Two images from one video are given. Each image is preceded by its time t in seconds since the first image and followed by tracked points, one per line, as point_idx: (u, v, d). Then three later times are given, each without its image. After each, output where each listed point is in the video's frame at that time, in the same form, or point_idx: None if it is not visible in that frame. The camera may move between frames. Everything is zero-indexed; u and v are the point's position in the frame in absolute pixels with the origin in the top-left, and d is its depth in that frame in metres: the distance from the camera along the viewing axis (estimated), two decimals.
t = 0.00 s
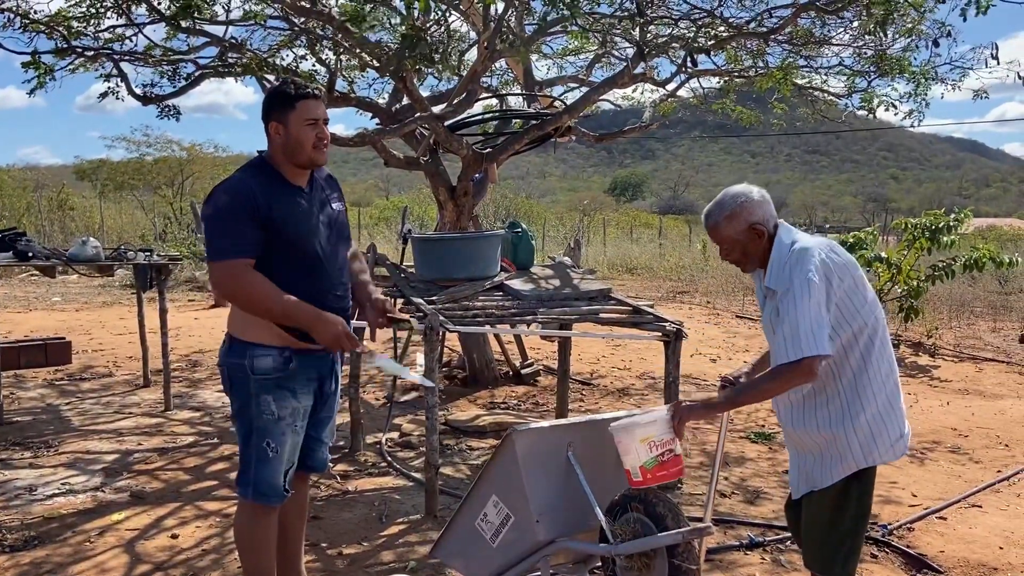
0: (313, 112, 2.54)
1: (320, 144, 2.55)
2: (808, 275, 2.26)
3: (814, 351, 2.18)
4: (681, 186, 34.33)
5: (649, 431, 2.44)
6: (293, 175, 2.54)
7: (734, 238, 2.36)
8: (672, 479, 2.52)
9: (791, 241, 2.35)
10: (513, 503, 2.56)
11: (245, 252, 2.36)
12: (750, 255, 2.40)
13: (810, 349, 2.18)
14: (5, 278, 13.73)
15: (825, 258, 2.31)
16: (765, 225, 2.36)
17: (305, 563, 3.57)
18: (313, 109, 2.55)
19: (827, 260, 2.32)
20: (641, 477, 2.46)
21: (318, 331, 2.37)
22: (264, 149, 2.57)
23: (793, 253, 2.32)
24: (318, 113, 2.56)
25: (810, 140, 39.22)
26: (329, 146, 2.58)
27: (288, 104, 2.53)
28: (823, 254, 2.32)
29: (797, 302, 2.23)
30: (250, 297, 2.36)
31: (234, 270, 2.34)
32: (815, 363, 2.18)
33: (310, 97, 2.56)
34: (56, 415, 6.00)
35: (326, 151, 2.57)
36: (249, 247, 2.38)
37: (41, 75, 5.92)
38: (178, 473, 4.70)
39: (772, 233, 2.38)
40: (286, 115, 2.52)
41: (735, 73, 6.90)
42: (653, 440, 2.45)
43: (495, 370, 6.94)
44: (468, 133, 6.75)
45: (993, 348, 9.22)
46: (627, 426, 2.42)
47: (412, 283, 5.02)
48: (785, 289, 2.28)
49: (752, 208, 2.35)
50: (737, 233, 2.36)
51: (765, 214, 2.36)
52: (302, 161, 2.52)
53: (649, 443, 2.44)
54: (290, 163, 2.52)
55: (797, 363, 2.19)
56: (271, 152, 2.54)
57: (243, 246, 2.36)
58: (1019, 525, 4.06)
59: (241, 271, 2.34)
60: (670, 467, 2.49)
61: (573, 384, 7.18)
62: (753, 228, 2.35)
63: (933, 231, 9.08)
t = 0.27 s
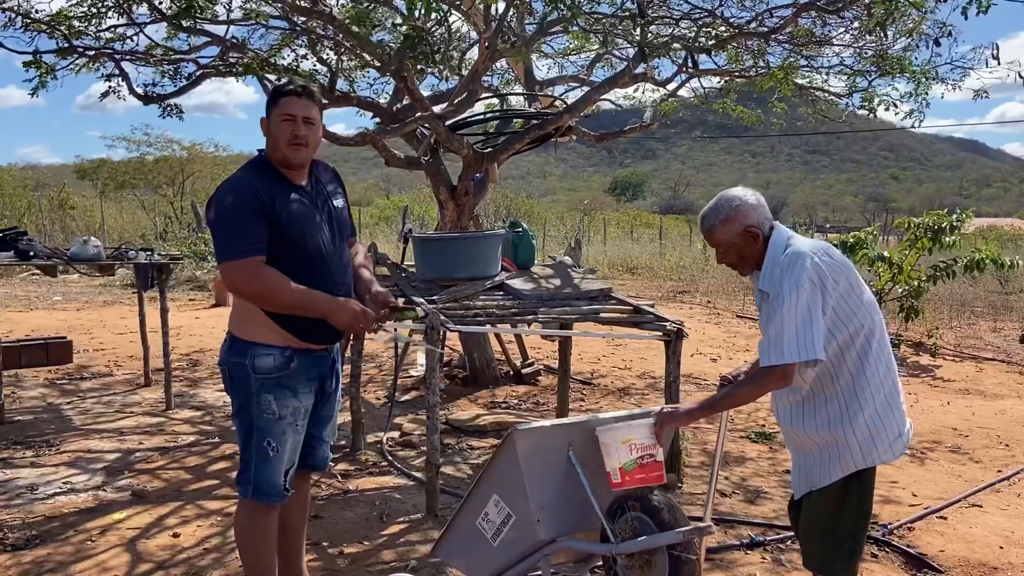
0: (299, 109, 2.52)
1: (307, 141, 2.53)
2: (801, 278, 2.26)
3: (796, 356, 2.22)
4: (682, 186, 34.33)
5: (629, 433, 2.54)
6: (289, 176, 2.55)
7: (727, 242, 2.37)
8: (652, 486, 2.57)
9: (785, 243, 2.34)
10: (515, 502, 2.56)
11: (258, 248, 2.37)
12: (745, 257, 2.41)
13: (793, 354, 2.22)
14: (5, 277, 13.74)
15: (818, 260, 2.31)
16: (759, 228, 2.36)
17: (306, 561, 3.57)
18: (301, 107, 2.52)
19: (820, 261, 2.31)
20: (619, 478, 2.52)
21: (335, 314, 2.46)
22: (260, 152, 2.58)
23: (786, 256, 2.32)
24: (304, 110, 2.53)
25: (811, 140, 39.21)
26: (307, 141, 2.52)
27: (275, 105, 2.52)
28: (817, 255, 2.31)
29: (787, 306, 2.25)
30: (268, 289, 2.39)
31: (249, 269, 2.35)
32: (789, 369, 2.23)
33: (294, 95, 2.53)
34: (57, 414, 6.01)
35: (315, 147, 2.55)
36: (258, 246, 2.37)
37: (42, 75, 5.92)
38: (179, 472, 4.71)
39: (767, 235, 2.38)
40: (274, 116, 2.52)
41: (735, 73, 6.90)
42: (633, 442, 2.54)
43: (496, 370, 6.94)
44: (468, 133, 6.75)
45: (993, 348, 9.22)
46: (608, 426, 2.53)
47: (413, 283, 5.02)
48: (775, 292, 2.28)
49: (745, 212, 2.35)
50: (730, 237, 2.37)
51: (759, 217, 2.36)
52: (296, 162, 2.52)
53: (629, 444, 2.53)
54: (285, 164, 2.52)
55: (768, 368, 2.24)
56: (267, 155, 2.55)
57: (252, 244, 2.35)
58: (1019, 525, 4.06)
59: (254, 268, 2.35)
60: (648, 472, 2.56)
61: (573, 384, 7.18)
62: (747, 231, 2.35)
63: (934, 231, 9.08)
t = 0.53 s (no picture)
0: (299, 107, 2.53)
1: (306, 137, 2.52)
2: (800, 276, 2.27)
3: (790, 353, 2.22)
4: (683, 185, 34.32)
5: (629, 430, 2.55)
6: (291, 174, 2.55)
7: (729, 239, 2.38)
8: (650, 484, 2.58)
9: (787, 241, 2.35)
10: (516, 499, 2.57)
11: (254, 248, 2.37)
12: (746, 254, 2.42)
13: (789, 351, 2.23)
14: (7, 276, 13.75)
15: (819, 258, 2.31)
16: (761, 225, 2.36)
17: (308, 560, 3.58)
18: (301, 105, 2.53)
19: (821, 259, 2.31)
20: (616, 475, 2.53)
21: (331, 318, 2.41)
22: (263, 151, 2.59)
23: (787, 254, 2.32)
24: (303, 108, 2.54)
25: (812, 139, 39.18)
26: (310, 140, 2.53)
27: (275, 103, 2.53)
28: (818, 253, 2.31)
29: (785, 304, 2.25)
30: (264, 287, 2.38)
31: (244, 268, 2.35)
32: (779, 366, 2.24)
33: (294, 93, 2.55)
34: (59, 413, 6.02)
35: (314, 145, 2.55)
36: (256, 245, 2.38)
37: (44, 74, 5.93)
38: (181, 471, 4.72)
39: (769, 233, 2.39)
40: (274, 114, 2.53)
41: (737, 72, 6.91)
42: (633, 439, 2.55)
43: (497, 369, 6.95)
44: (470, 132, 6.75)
45: (995, 347, 9.21)
46: (609, 423, 2.55)
47: (414, 282, 5.03)
48: (774, 289, 2.29)
49: (747, 209, 2.35)
50: (732, 235, 2.37)
51: (761, 215, 2.37)
52: (296, 159, 2.52)
53: (630, 441, 2.54)
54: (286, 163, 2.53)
55: (765, 364, 2.24)
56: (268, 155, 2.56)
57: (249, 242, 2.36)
58: (1021, 524, 4.06)
59: (247, 269, 2.34)
60: (646, 470, 2.57)
61: (575, 383, 7.19)
62: (749, 229, 2.36)
63: (939, 232, 9.08)
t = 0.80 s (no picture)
0: (302, 106, 2.57)
1: (310, 136, 2.55)
2: (804, 274, 2.28)
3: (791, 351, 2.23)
4: (684, 185, 34.31)
5: (629, 429, 2.54)
6: (296, 173, 2.56)
7: (735, 238, 2.39)
8: (651, 482, 2.57)
9: (791, 239, 2.36)
10: (518, 499, 2.57)
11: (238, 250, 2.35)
12: (752, 254, 2.42)
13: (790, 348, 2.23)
14: (8, 276, 13.76)
15: (823, 256, 2.32)
16: (766, 223, 2.38)
17: (310, 559, 3.58)
18: (305, 104, 2.58)
19: (826, 257, 2.32)
20: (618, 474, 2.52)
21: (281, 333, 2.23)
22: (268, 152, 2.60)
23: (792, 252, 2.33)
24: (306, 108, 2.57)
25: (813, 139, 39.18)
26: (315, 137, 2.56)
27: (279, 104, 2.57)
28: (823, 251, 2.32)
29: (789, 304, 2.26)
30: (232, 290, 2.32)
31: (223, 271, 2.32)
32: (786, 365, 2.24)
33: (297, 93, 2.58)
34: (61, 413, 6.02)
35: (318, 144, 2.57)
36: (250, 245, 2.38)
37: (46, 75, 5.94)
38: (183, 471, 4.72)
39: (774, 231, 2.40)
40: (279, 115, 2.56)
41: (738, 72, 6.91)
42: (634, 438, 2.54)
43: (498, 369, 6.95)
44: (471, 131, 6.75)
45: (996, 347, 9.21)
46: (610, 422, 2.55)
47: (416, 282, 5.03)
48: (782, 287, 2.29)
49: (753, 207, 2.37)
50: (738, 233, 2.39)
51: (766, 213, 2.38)
52: (301, 159, 2.54)
53: (631, 440, 2.53)
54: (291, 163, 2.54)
55: (769, 362, 2.25)
56: (273, 156, 2.57)
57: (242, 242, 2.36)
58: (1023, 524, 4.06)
59: (218, 269, 2.31)
60: (648, 468, 2.56)
61: (576, 383, 7.19)
62: (754, 227, 2.37)
63: (938, 231, 9.08)
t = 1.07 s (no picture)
0: (307, 113, 2.54)
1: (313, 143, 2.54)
2: (806, 274, 2.28)
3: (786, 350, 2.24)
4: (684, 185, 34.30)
5: (629, 429, 2.55)
6: (297, 176, 2.57)
7: (739, 233, 2.40)
8: (652, 483, 2.58)
9: (795, 239, 2.36)
10: (520, 499, 2.57)
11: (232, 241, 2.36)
12: (754, 251, 2.43)
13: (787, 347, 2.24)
14: (9, 278, 13.76)
15: (827, 256, 2.32)
16: (771, 222, 2.38)
17: (312, 560, 3.59)
18: (309, 111, 2.54)
19: (829, 257, 2.32)
20: (619, 475, 2.53)
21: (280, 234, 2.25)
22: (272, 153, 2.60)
23: (795, 252, 2.33)
24: (311, 114, 2.54)
25: (814, 139, 39.17)
26: (318, 145, 2.54)
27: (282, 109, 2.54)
28: (827, 251, 2.32)
29: (789, 304, 2.27)
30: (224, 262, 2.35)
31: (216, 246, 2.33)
32: (787, 363, 2.25)
33: (301, 98, 2.54)
34: (63, 414, 6.03)
35: (321, 152, 2.56)
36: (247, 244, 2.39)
37: (47, 76, 5.95)
38: (185, 472, 4.73)
39: (778, 230, 2.40)
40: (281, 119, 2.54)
41: (739, 72, 6.91)
42: (634, 438, 2.55)
43: (500, 370, 6.95)
44: (472, 132, 6.76)
45: (997, 347, 9.21)
46: (610, 422, 2.56)
47: (417, 283, 5.03)
48: (784, 287, 2.29)
49: (761, 205, 2.38)
50: (742, 229, 2.39)
51: (773, 212, 2.39)
52: (303, 164, 2.54)
53: (631, 441, 2.54)
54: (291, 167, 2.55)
55: (772, 360, 2.25)
56: (275, 159, 2.58)
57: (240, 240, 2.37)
58: None
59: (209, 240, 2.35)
60: (648, 469, 2.57)
61: (577, 383, 7.19)
62: (760, 225, 2.38)
63: (938, 230, 9.08)
